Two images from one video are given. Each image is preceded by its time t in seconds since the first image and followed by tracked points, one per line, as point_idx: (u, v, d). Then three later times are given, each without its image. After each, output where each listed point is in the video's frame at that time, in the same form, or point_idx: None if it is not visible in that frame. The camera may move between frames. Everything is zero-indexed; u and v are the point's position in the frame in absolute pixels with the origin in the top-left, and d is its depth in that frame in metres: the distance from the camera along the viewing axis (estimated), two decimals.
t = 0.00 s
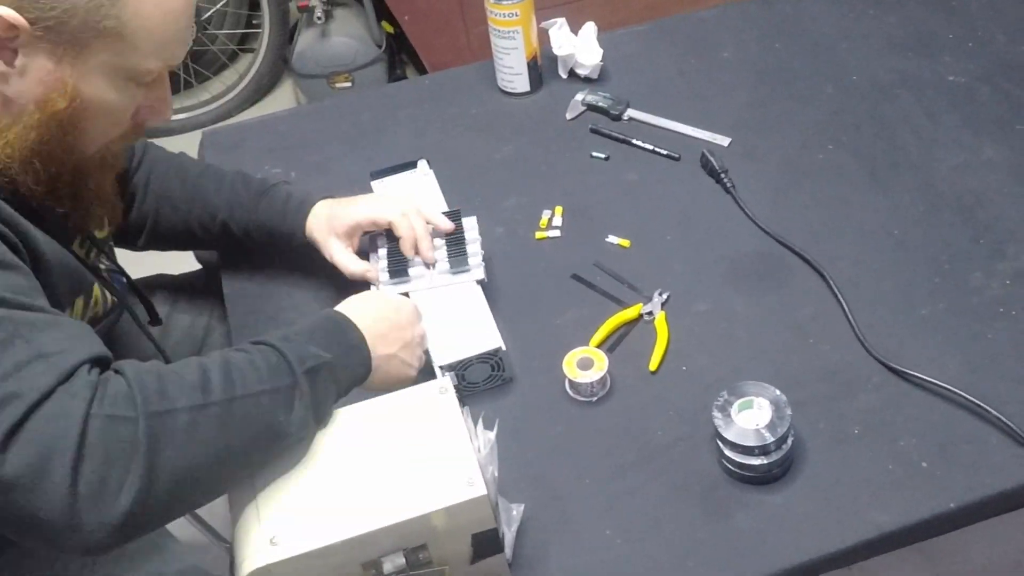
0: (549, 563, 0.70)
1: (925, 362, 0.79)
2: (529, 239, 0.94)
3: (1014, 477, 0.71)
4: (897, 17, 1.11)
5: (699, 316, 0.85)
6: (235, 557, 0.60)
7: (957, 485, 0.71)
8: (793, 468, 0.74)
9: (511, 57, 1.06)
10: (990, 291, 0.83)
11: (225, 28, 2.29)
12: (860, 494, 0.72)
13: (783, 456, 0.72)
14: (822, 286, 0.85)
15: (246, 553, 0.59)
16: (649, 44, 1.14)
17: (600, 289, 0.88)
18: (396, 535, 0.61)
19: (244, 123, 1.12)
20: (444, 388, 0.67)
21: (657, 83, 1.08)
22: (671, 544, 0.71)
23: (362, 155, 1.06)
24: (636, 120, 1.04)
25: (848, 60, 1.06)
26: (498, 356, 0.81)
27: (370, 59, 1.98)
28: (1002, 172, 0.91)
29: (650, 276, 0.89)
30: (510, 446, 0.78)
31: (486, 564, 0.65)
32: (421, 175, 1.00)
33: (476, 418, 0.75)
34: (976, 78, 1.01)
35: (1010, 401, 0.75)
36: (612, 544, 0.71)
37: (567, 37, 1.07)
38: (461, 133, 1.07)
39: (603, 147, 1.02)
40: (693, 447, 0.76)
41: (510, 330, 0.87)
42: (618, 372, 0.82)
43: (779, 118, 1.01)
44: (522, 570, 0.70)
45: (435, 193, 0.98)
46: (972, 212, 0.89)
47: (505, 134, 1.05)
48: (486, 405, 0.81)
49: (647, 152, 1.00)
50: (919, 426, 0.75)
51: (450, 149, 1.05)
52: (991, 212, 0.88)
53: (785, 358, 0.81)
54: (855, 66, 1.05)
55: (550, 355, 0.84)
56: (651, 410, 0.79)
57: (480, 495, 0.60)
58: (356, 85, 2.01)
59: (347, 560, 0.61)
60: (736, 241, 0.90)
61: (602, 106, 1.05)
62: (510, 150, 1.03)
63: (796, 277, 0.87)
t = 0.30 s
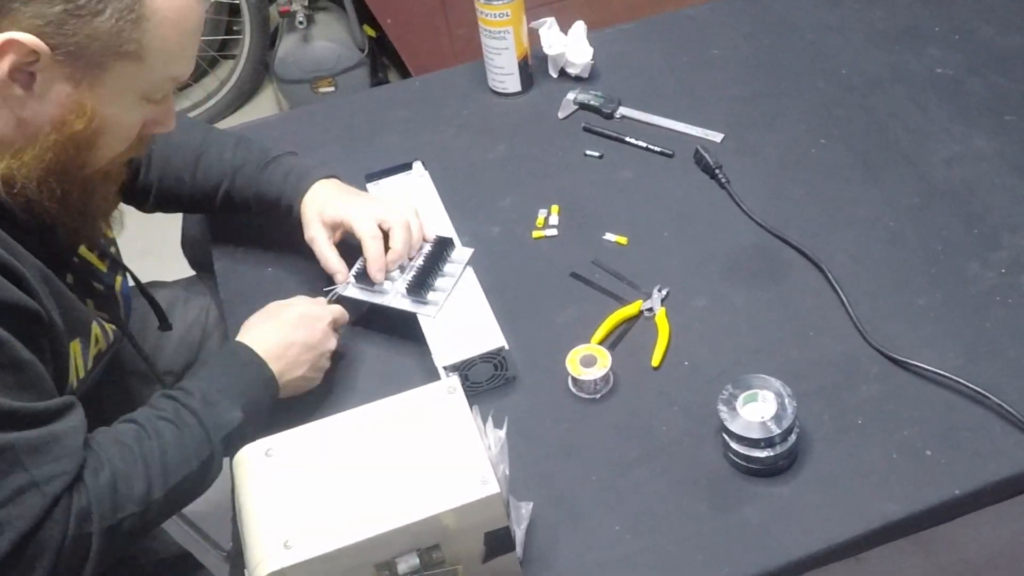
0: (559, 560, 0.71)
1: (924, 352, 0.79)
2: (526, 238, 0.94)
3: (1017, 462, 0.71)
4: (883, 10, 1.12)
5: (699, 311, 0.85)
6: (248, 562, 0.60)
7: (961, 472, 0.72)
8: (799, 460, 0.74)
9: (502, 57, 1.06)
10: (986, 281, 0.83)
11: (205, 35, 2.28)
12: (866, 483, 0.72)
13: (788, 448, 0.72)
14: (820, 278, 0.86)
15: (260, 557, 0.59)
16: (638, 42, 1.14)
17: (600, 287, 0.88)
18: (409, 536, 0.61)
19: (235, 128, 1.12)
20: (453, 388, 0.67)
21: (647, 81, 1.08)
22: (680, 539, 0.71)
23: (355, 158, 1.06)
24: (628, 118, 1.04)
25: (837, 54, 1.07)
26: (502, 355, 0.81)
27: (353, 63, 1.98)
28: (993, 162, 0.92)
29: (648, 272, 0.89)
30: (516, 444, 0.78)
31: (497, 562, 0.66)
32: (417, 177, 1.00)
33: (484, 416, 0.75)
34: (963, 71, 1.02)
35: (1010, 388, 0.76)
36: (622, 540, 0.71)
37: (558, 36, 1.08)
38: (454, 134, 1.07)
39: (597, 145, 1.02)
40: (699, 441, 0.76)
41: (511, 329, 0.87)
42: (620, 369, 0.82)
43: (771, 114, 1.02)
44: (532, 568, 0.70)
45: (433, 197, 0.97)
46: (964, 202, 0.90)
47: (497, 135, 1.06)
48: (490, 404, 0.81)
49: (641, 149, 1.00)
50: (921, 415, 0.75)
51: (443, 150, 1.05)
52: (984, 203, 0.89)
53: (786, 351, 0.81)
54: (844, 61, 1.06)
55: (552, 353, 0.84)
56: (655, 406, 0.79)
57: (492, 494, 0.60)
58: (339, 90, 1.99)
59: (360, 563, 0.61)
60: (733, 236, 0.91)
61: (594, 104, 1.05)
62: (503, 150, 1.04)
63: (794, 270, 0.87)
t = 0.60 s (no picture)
0: (572, 557, 0.71)
1: (923, 339, 0.80)
2: (523, 237, 0.94)
3: (1020, 446, 0.72)
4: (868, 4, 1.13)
5: (700, 305, 0.86)
6: (265, 565, 0.60)
7: (966, 457, 0.72)
8: (805, 450, 0.75)
9: (492, 57, 1.06)
10: (981, 268, 0.84)
11: (181, 43, 2.26)
12: (872, 471, 0.73)
13: (795, 439, 0.73)
14: (817, 270, 0.87)
15: (277, 560, 0.59)
16: (626, 40, 1.14)
17: (599, 284, 0.89)
18: (426, 535, 0.61)
19: (225, 134, 1.11)
20: (463, 387, 0.67)
21: (637, 78, 1.09)
22: (691, 531, 0.71)
23: (347, 162, 1.06)
24: (619, 115, 1.04)
25: (824, 48, 1.08)
26: (505, 354, 0.81)
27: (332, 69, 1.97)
28: (982, 151, 0.93)
29: (646, 268, 0.90)
30: (523, 443, 0.78)
31: (512, 560, 0.66)
32: (411, 178, 0.99)
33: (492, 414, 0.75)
34: (950, 61, 1.03)
35: (1009, 373, 0.77)
36: (632, 534, 0.71)
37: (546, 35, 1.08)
38: (446, 135, 1.07)
39: (589, 143, 1.02)
40: (705, 434, 0.77)
41: (512, 328, 0.87)
42: (624, 364, 0.83)
43: (761, 108, 1.02)
44: (545, 565, 0.70)
45: (429, 197, 0.97)
46: (956, 191, 0.91)
47: (489, 136, 1.06)
48: (494, 404, 0.81)
49: (633, 146, 1.01)
50: (923, 401, 0.76)
51: (435, 152, 1.05)
52: (975, 191, 0.90)
53: (787, 342, 0.82)
54: (831, 54, 1.07)
55: (555, 351, 0.84)
56: (660, 400, 0.80)
57: (508, 491, 0.60)
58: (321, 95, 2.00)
59: (377, 564, 0.61)
60: (729, 230, 0.91)
61: (585, 102, 1.05)
62: (496, 150, 1.04)
63: (791, 262, 0.88)
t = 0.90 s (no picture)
0: (568, 556, 0.71)
1: (923, 340, 0.80)
2: (523, 234, 0.94)
3: (1020, 448, 0.72)
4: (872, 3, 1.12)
5: (699, 304, 0.86)
6: (261, 562, 0.60)
7: (965, 459, 0.72)
8: (803, 450, 0.75)
9: (494, 54, 1.06)
10: (982, 268, 0.84)
11: (186, 38, 2.27)
12: (870, 472, 0.73)
13: (792, 439, 0.73)
14: (818, 270, 0.86)
15: (273, 557, 0.59)
16: (629, 36, 1.14)
17: (598, 282, 0.88)
18: (421, 533, 0.61)
19: (228, 129, 1.11)
20: (460, 384, 0.67)
21: (639, 75, 1.09)
22: (688, 531, 0.71)
23: (349, 159, 1.06)
24: (621, 113, 1.04)
25: (828, 47, 1.08)
26: (503, 351, 0.81)
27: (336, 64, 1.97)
28: (985, 151, 0.93)
29: (646, 266, 0.89)
30: (520, 441, 0.78)
31: (508, 557, 0.66)
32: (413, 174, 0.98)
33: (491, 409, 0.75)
34: (953, 61, 1.03)
35: (1009, 374, 0.77)
36: (629, 534, 0.71)
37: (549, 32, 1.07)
38: (447, 132, 1.07)
39: (590, 141, 1.02)
40: (703, 433, 0.77)
41: (511, 325, 0.87)
42: (622, 363, 0.83)
43: (763, 106, 1.02)
44: (541, 564, 0.70)
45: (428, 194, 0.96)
46: (959, 191, 0.90)
47: (491, 133, 1.05)
48: (493, 401, 0.81)
49: (635, 144, 1.01)
50: (922, 402, 0.76)
51: (437, 149, 1.05)
52: (977, 191, 0.90)
53: (786, 342, 0.81)
54: (834, 53, 1.06)
55: (553, 349, 0.84)
56: (658, 399, 0.80)
57: (502, 489, 0.60)
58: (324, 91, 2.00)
59: (372, 560, 0.61)
60: (730, 229, 0.91)
61: (586, 100, 1.05)
62: (497, 147, 1.04)
63: (791, 261, 0.88)
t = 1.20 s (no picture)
0: (557, 554, 0.71)
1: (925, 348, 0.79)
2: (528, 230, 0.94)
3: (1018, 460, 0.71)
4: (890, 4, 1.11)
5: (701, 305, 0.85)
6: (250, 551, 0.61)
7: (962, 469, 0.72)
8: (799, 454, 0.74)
9: (505, 49, 1.05)
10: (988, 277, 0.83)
11: (211, 25, 2.27)
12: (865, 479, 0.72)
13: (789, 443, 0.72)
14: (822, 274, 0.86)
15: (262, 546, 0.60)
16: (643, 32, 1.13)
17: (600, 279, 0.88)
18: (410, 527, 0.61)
19: (239, 117, 1.11)
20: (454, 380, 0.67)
21: (651, 72, 1.08)
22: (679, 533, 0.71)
23: (358, 150, 1.06)
24: (631, 110, 1.04)
25: (843, 47, 1.06)
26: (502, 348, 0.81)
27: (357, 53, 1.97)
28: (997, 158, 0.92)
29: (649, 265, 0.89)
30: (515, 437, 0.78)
31: (497, 553, 0.66)
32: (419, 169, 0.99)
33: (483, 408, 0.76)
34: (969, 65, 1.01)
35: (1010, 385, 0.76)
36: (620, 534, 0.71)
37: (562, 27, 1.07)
38: (457, 125, 1.06)
39: (599, 137, 1.02)
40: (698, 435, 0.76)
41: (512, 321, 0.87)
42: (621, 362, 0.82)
43: (775, 106, 1.01)
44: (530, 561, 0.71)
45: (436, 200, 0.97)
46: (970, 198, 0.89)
47: (500, 126, 1.05)
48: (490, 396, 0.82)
49: (644, 142, 1.00)
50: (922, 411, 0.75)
51: (446, 142, 1.05)
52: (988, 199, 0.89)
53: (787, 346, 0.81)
54: (848, 53, 1.05)
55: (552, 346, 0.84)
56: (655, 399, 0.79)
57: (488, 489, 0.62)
58: (344, 79, 1.99)
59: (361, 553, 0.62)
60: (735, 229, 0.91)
61: (597, 96, 1.04)
62: (506, 141, 1.03)
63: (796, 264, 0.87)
